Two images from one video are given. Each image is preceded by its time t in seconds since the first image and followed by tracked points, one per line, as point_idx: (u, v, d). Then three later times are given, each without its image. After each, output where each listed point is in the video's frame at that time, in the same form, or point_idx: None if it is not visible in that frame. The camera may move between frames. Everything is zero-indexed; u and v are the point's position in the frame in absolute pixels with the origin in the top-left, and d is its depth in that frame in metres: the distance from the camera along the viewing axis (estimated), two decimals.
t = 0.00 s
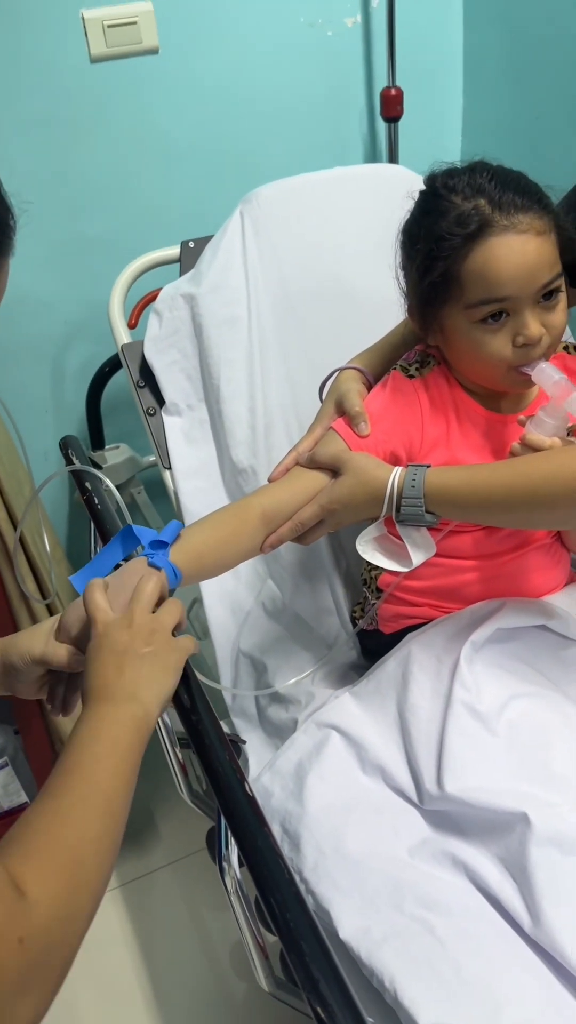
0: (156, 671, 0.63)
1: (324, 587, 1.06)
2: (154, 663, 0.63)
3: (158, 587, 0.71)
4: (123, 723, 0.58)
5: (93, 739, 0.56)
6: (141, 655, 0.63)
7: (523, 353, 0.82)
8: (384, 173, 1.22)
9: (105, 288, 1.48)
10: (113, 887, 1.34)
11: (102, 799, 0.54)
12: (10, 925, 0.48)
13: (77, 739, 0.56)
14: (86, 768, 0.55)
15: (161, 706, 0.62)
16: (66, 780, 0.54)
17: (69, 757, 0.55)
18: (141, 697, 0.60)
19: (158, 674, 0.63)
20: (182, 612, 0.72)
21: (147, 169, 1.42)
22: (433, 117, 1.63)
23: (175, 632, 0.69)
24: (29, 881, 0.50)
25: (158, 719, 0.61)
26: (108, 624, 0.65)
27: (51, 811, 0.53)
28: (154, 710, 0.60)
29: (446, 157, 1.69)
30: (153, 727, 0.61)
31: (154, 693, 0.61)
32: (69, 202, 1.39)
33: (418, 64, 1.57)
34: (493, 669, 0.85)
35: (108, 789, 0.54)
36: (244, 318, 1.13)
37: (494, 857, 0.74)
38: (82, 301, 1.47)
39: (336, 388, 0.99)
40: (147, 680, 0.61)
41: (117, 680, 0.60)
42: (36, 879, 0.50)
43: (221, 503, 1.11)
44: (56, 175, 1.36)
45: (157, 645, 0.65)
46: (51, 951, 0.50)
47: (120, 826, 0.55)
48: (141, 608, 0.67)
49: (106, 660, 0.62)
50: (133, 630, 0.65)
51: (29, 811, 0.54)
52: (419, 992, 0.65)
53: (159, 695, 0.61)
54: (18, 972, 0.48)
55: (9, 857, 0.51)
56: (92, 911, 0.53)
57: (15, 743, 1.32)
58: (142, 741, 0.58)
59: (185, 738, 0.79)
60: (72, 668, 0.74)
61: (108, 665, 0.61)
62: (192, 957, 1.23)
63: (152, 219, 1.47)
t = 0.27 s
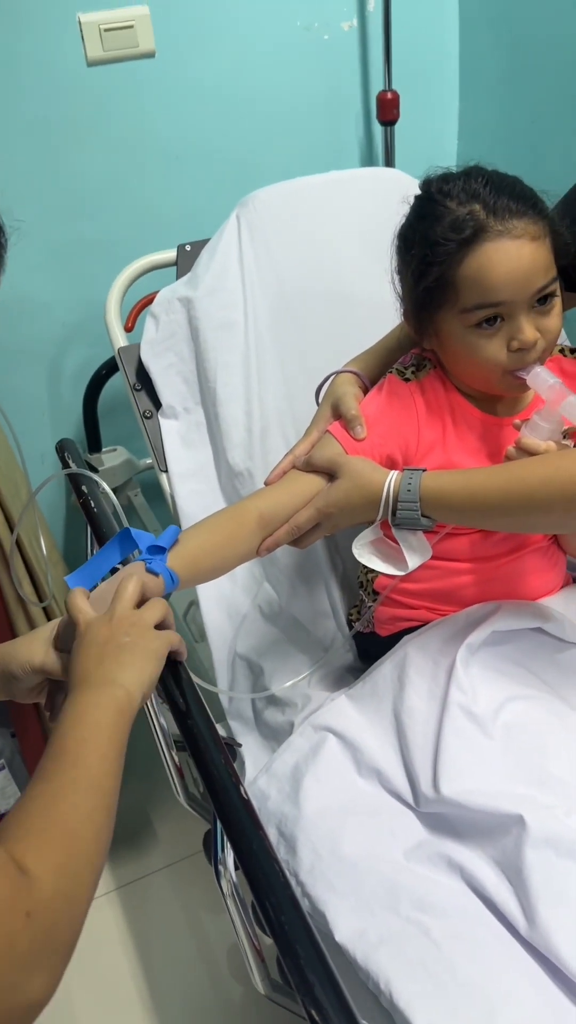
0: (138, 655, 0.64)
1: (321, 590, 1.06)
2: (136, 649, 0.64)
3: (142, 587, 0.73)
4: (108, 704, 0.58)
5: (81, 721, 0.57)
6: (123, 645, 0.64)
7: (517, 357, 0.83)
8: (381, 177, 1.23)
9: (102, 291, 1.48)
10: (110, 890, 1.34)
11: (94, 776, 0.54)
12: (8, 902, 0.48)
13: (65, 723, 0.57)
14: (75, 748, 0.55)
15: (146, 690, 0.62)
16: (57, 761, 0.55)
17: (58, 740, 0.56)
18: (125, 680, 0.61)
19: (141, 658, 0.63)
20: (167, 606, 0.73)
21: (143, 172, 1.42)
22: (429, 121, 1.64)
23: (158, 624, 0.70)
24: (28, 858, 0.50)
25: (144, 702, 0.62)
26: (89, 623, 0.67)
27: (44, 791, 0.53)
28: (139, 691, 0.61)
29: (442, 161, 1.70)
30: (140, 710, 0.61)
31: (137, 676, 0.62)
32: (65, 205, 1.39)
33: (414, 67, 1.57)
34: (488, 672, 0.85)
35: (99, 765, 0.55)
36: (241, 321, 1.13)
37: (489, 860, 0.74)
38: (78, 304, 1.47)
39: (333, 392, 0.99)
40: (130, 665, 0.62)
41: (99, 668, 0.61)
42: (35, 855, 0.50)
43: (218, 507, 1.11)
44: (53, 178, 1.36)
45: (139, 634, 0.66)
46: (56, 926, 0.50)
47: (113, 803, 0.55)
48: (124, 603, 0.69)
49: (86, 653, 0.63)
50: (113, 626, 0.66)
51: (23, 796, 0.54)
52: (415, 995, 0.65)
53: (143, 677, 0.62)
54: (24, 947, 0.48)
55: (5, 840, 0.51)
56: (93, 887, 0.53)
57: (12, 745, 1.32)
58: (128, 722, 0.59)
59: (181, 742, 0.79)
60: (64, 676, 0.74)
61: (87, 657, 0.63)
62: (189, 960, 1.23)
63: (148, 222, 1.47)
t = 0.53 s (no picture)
0: (136, 656, 0.64)
1: (319, 591, 1.06)
2: (133, 651, 0.64)
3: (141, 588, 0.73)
4: (107, 704, 0.58)
5: (80, 720, 0.57)
6: (120, 646, 0.64)
7: (516, 358, 0.83)
8: (379, 179, 1.23)
9: (100, 293, 1.48)
10: (108, 892, 1.34)
11: (94, 775, 0.54)
12: (10, 899, 0.48)
13: (63, 721, 0.57)
14: (75, 746, 0.55)
15: (143, 691, 0.63)
16: (55, 759, 0.54)
17: (58, 738, 0.56)
18: (123, 680, 0.61)
19: (139, 659, 0.64)
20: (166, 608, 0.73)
21: (142, 174, 1.43)
22: (427, 123, 1.64)
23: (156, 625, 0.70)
24: (27, 855, 0.50)
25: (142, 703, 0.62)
26: (87, 625, 0.67)
27: (43, 789, 0.53)
28: (137, 692, 0.61)
29: (441, 163, 1.70)
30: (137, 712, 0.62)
31: (135, 676, 0.62)
32: (64, 207, 1.39)
33: (413, 70, 1.58)
34: (487, 674, 0.85)
35: (98, 763, 0.55)
36: (239, 323, 1.14)
37: (487, 861, 0.74)
38: (77, 305, 1.47)
39: (332, 392, 0.99)
40: (128, 666, 0.62)
41: (96, 668, 0.62)
42: (35, 852, 0.50)
43: (216, 508, 1.11)
44: (51, 180, 1.36)
45: (137, 636, 0.66)
46: (55, 923, 0.50)
47: (112, 803, 0.55)
48: (121, 605, 0.69)
49: (84, 655, 0.63)
50: (111, 627, 0.66)
51: (22, 794, 0.54)
52: (412, 995, 0.65)
53: (141, 677, 0.62)
54: (24, 944, 0.48)
55: (5, 837, 0.51)
56: (92, 886, 0.53)
57: (9, 747, 1.32)
58: (126, 723, 0.59)
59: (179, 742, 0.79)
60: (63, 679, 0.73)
61: (85, 658, 0.63)
62: (187, 961, 1.23)
63: (147, 224, 1.47)
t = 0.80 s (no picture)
0: (138, 658, 0.64)
1: (318, 592, 1.06)
2: (134, 653, 0.64)
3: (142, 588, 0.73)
4: (107, 706, 0.58)
5: (81, 722, 0.57)
6: (120, 648, 0.64)
7: (515, 358, 0.83)
8: (378, 179, 1.23)
9: (99, 293, 1.48)
10: (107, 893, 1.34)
11: (94, 777, 0.54)
12: (9, 900, 0.48)
13: (64, 723, 0.57)
14: (76, 747, 0.55)
15: (145, 693, 0.63)
16: (56, 761, 0.54)
17: (58, 740, 0.56)
18: (124, 682, 0.61)
19: (140, 661, 0.64)
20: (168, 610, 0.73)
21: (141, 174, 1.43)
22: (425, 124, 1.65)
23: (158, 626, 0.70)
24: (27, 857, 0.50)
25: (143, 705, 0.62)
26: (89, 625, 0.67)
27: (44, 791, 0.53)
28: (138, 694, 0.61)
29: (439, 164, 1.71)
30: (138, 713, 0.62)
31: (137, 678, 0.62)
32: (63, 207, 1.39)
33: (411, 71, 1.58)
34: (485, 674, 0.85)
35: (99, 765, 0.55)
36: (238, 323, 1.14)
37: (486, 861, 0.74)
38: (75, 306, 1.47)
39: (331, 392, 0.99)
40: (129, 668, 0.62)
41: (97, 670, 0.62)
42: (35, 854, 0.50)
43: (215, 509, 1.11)
44: (49, 180, 1.36)
45: (139, 638, 0.66)
46: (55, 925, 0.50)
47: (112, 805, 0.55)
48: (122, 608, 0.69)
49: (85, 656, 0.63)
50: (113, 629, 0.66)
51: (22, 796, 0.54)
52: (411, 996, 0.65)
53: (142, 679, 0.62)
54: (23, 946, 0.48)
55: (5, 839, 0.51)
56: (92, 889, 0.53)
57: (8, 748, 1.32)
58: (127, 725, 0.59)
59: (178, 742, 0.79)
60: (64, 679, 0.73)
61: (87, 659, 0.63)
62: (185, 961, 1.23)
63: (146, 224, 1.47)
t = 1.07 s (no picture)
0: (138, 656, 0.64)
1: (317, 592, 1.06)
2: (133, 650, 0.64)
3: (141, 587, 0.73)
4: (107, 703, 0.58)
5: (80, 719, 0.57)
6: (120, 646, 0.64)
7: (513, 358, 0.83)
8: (376, 180, 1.23)
9: (98, 294, 1.48)
10: (106, 893, 1.34)
11: (94, 775, 0.54)
12: (9, 899, 0.48)
13: (64, 722, 0.57)
14: (75, 746, 0.55)
15: (145, 690, 0.63)
16: (56, 759, 0.54)
17: (58, 738, 0.56)
18: (124, 680, 0.61)
19: (140, 658, 0.64)
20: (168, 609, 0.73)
21: (139, 175, 1.43)
22: (424, 124, 1.65)
23: (158, 624, 0.70)
24: (27, 857, 0.50)
25: (143, 702, 0.62)
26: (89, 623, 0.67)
27: (43, 790, 0.53)
28: (138, 691, 0.61)
29: (438, 164, 1.71)
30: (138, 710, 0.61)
31: (137, 676, 0.62)
32: (62, 208, 1.39)
33: (410, 70, 1.58)
34: (485, 674, 0.85)
35: (99, 763, 0.55)
36: (237, 323, 1.14)
37: (485, 860, 0.74)
38: (74, 306, 1.47)
39: (330, 392, 0.99)
40: (129, 665, 0.62)
41: (97, 669, 0.62)
42: (35, 853, 0.50)
43: (214, 509, 1.11)
44: (48, 181, 1.36)
45: (139, 635, 0.66)
46: (55, 924, 0.50)
47: (112, 803, 0.55)
48: (122, 605, 0.69)
49: (85, 654, 0.63)
50: (113, 627, 0.66)
51: (22, 794, 0.54)
52: (411, 995, 0.65)
53: (143, 677, 0.62)
54: (23, 946, 0.48)
55: (5, 838, 0.51)
56: (92, 887, 0.53)
57: (7, 748, 1.32)
58: (127, 723, 0.59)
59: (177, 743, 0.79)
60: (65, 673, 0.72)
61: (87, 658, 0.63)
62: (185, 961, 1.23)
63: (145, 224, 1.47)
